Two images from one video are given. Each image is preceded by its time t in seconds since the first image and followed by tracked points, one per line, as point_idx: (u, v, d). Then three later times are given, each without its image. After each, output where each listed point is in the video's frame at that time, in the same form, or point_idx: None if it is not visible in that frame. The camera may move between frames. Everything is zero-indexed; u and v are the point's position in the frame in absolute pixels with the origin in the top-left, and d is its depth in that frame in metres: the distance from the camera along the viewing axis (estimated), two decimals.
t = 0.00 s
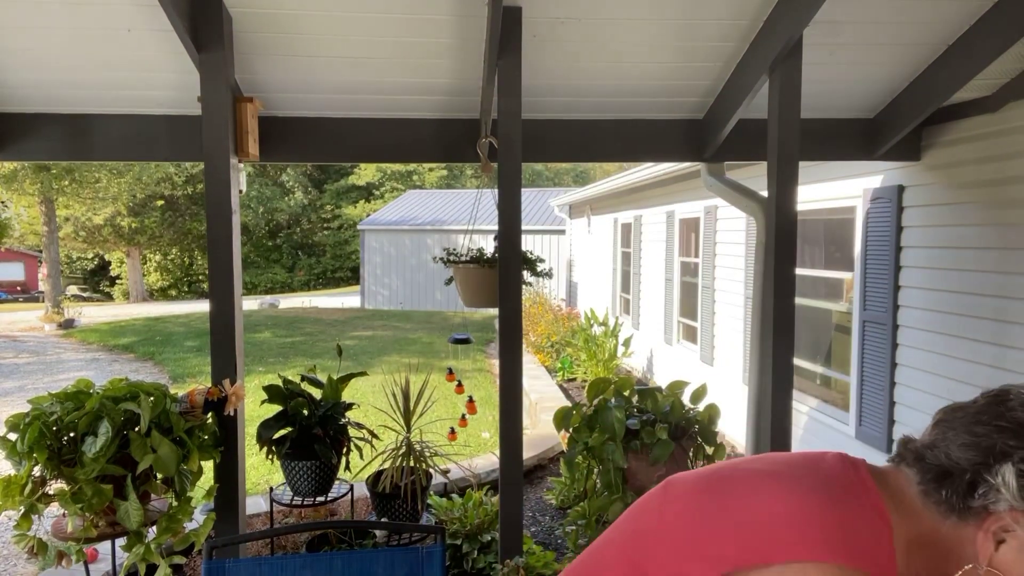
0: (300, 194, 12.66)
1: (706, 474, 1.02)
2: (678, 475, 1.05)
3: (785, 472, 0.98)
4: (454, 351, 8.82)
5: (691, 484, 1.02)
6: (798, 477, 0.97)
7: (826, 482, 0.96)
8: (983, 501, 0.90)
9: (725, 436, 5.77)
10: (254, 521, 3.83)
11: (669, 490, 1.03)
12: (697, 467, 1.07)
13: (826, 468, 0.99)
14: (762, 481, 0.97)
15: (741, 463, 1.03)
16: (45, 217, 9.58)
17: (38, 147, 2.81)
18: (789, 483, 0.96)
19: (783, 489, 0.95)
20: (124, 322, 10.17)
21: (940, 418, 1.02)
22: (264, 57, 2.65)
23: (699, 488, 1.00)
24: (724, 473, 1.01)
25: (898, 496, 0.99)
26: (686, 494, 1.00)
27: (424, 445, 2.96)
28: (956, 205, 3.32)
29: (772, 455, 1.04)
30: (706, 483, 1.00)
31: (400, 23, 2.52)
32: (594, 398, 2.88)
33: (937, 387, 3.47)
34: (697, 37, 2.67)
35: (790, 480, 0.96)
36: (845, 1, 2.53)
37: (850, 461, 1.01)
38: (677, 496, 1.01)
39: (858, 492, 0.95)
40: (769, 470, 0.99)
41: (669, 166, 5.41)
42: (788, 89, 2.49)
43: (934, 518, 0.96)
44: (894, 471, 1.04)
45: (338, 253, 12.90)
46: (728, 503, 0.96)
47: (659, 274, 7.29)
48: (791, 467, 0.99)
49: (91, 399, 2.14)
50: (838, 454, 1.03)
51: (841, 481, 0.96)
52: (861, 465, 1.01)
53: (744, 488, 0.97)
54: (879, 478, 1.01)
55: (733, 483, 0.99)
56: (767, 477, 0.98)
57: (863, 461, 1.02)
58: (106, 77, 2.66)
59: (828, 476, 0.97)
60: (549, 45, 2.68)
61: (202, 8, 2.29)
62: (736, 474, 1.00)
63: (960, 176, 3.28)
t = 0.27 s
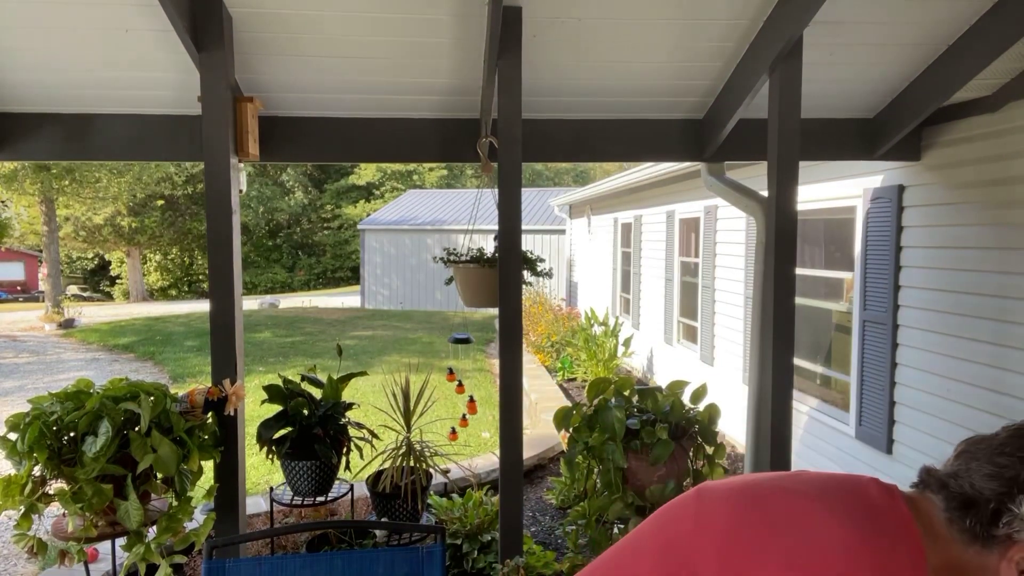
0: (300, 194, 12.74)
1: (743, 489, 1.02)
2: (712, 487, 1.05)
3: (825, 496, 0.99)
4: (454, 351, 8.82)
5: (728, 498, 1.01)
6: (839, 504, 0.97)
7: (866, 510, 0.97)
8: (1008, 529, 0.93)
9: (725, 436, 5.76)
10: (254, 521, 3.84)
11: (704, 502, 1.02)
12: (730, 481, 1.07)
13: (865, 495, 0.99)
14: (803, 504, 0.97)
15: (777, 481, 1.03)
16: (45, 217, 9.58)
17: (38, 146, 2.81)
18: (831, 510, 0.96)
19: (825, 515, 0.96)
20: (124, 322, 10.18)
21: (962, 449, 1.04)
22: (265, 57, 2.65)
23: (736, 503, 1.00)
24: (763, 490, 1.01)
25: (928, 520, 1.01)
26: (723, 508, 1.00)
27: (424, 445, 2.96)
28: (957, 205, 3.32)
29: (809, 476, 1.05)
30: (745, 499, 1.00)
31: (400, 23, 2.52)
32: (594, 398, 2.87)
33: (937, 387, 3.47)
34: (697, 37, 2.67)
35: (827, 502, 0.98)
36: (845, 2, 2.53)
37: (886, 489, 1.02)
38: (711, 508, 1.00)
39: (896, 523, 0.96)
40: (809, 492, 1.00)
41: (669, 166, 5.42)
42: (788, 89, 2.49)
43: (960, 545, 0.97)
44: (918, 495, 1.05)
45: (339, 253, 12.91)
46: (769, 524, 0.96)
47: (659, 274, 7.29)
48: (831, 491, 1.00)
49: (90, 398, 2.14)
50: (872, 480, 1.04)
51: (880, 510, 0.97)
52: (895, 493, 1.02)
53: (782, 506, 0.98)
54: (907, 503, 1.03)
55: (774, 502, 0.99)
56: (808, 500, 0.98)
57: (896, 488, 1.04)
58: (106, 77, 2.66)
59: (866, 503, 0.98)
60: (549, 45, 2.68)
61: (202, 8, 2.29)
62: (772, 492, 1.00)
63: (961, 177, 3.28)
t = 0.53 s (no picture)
0: (300, 194, 12.72)
1: (744, 482, 1.03)
2: (715, 484, 1.05)
3: (824, 485, 0.99)
4: (454, 351, 8.82)
5: (727, 493, 1.02)
6: (837, 490, 0.97)
7: (864, 493, 0.96)
8: (1017, 516, 0.92)
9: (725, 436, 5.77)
10: (254, 521, 3.84)
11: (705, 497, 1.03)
12: (731, 475, 1.07)
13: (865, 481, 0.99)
14: (806, 496, 0.97)
15: (780, 475, 1.03)
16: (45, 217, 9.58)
17: (38, 147, 2.81)
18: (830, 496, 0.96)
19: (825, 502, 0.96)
20: (124, 322, 10.18)
21: (976, 438, 1.04)
22: (265, 57, 2.65)
23: (736, 497, 1.01)
24: (763, 482, 1.02)
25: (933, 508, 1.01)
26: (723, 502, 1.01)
27: (424, 445, 2.96)
28: (957, 205, 3.32)
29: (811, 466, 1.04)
30: (743, 492, 1.01)
31: (400, 23, 2.52)
32: (594, 398, 2.87)
33: (937, 387, 3.47)
34: (697, 36, 2.67)
35: (829, 491, 0.97)
36: (845, 1, 2.53)
37: (886, 474, 1.02)
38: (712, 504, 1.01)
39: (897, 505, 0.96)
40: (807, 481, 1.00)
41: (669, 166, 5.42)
42: (788, 89, 2.49)
43: (967, 532, 0.97)
44: (930, 485, 1.05)
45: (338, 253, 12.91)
46: (767, 514, 0.97)
47: (659, 274, 7.29)
48: (829, 479, 1.00)
49: (90, 399, 2.14)
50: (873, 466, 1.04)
51: (882, 495, 0.97)
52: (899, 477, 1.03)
53: (783, 498, 0.98)
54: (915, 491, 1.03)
55: (772, 494, 0.99)
56: (805, 489, 0.98)
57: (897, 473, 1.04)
58: (106, 77, 2.66)
59: (869, 490, 0.98)
60: (549, 45, 2.68)
61: (202, 8, 2.29)
62: (775, 485, 1.00)
63: (961, 177, 3.28)
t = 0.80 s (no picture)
0: (300, 194, 12.73)
1: (736, 488, 1.03)
2: (709, 490, 1.05)
3: (817, 490, 0.99)
4: (454, 351, 8.82)
5: (719, 499, 1.03)
6: (829, 495, 0.97)
7: (853, 497, 0.96)
8: (1006, 524, 0.92)
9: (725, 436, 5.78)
10: (254, 521, 3.84)
11: (699, 500, 1.04)
12: (725, 482, 1.07)
13: (858, 486, 0.99)
14: (797, 501, 0.97)
15: (772, 479, 1.03)
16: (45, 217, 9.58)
17: (38, 147, 2.81)
18: (821, 502, 0.96)
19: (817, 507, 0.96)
20: (124, 322, 10.18)
21: (970, 441, 1.03)
22: (265, 57, 2.65)
23: (729, 503, 1.01)
24: (754, 487, 1.02)
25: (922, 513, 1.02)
26: (716, 504, 1.02)
27: (424, 445, 2.96)
28: (957, 205, 3.32)
29: (805, 470, 1.04)
30: (735, 498, 1.01)
31: (400, 23, 2.52)
32: (594, 398, 2.87)
33: (937, 388, 3.47)
34: (697, 37, 2.67)
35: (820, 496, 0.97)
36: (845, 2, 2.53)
37: (880, 480, 1.02)
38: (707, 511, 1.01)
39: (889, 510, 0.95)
40: (800, 485, 1.00)
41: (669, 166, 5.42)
42: (788, 89, 2.49)
43: (958, 538, 0.97)
44: (921, 489, 1.06)
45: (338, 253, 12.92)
46: (759, 519, 0.97)
47: (659, 274, 7.29)
48: (820, 483, 1.00)
49: (90, 399, 2.14)
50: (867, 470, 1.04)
51: (871, 498, 0.97)
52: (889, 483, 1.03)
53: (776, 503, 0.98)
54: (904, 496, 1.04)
55: (763, 498, 0.99)
56: (795, 493, 0.99)
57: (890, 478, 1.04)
58: (106, 77, 2.66)
59: (860, 494, 0.97)
60: (550, 45, 2.68)
61: (202, 8, 2.29)
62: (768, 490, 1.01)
63: (961, 177, 3.28)
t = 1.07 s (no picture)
0: (300, 194, 12.74)
1: (724, 486, 1.03)
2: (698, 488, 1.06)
3: (804, 487, 0.99)
4: (454, 351, 8.82)
5: (708, 497, 1.03)
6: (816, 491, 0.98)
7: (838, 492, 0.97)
8: (986, 509, 0.93)
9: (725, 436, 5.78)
10: (254, 522, 3.84)
11: (688, 499, 1.04)
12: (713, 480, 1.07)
13: (845, 484, 1.00)
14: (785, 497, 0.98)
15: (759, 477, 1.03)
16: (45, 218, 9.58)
17: (38, 147, 2.81)
18: (810, 500, 0.97)
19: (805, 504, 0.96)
20: (123, 322, 10.18)
21: (946, 427, 1.03)
22: (265, 57, 2.65)
23: (717, 501, 1.01)
24: (743, 485, 1.02)
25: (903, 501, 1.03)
26: (704, 502, 1.02)
27: (424, 445, 2.96)
28: (957, 205, 3.32)
29: (792, 467, 1.05)
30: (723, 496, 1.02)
31: (400, 23, 2.52)
32: (594, 399, 2.87)
33: (937, 387, 3.47)
34: (697, 36, 2.66)
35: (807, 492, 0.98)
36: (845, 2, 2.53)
37: (863, 474, 1.03)
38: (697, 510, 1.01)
39: (875, 508, 0.96)
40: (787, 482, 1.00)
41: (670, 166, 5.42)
42: (788, 89, 2.49)
43: (939, 524, 0.99)
44: (902, 478, 1.07)
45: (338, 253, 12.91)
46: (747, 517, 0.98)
47: (659, 274, 7.29)
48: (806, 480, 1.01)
49: (90, 399, 2.14)
50: (851, 465, 1.06)
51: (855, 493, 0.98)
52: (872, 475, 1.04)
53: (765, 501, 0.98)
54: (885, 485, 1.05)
55: (751, 497, 1.00)
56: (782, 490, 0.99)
57: (873, 472, 1.05)
58: (106, 77, 2.66)
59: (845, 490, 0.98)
60: (550, 45, 2.68)
61: (202, 8, 2.29)
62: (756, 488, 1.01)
63: (961, 177, 3.28)
